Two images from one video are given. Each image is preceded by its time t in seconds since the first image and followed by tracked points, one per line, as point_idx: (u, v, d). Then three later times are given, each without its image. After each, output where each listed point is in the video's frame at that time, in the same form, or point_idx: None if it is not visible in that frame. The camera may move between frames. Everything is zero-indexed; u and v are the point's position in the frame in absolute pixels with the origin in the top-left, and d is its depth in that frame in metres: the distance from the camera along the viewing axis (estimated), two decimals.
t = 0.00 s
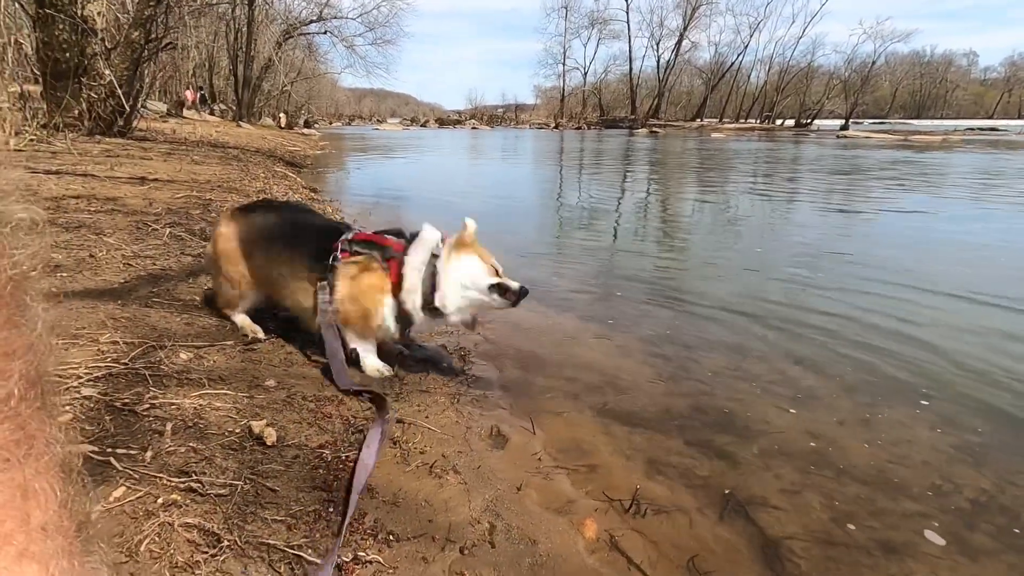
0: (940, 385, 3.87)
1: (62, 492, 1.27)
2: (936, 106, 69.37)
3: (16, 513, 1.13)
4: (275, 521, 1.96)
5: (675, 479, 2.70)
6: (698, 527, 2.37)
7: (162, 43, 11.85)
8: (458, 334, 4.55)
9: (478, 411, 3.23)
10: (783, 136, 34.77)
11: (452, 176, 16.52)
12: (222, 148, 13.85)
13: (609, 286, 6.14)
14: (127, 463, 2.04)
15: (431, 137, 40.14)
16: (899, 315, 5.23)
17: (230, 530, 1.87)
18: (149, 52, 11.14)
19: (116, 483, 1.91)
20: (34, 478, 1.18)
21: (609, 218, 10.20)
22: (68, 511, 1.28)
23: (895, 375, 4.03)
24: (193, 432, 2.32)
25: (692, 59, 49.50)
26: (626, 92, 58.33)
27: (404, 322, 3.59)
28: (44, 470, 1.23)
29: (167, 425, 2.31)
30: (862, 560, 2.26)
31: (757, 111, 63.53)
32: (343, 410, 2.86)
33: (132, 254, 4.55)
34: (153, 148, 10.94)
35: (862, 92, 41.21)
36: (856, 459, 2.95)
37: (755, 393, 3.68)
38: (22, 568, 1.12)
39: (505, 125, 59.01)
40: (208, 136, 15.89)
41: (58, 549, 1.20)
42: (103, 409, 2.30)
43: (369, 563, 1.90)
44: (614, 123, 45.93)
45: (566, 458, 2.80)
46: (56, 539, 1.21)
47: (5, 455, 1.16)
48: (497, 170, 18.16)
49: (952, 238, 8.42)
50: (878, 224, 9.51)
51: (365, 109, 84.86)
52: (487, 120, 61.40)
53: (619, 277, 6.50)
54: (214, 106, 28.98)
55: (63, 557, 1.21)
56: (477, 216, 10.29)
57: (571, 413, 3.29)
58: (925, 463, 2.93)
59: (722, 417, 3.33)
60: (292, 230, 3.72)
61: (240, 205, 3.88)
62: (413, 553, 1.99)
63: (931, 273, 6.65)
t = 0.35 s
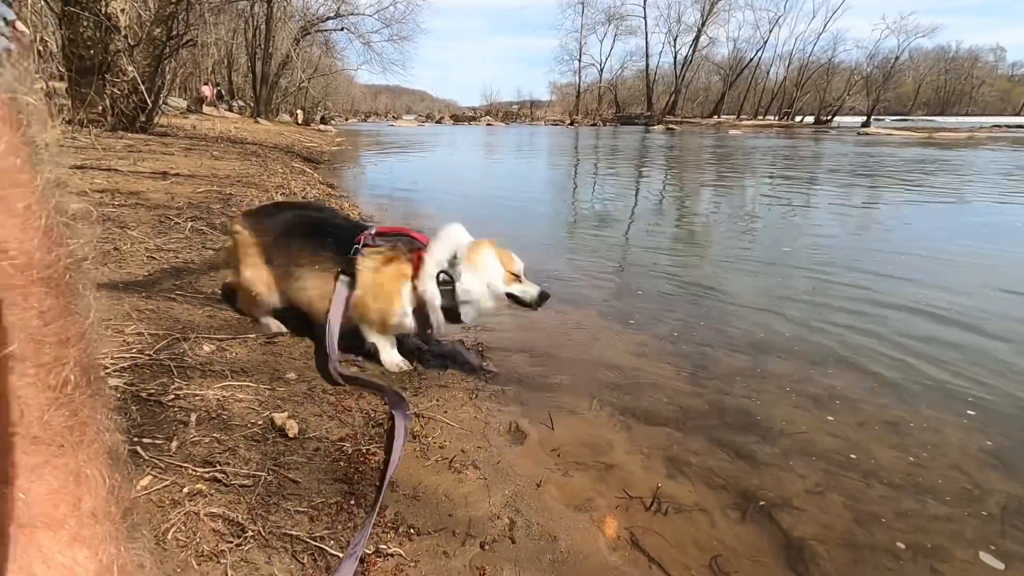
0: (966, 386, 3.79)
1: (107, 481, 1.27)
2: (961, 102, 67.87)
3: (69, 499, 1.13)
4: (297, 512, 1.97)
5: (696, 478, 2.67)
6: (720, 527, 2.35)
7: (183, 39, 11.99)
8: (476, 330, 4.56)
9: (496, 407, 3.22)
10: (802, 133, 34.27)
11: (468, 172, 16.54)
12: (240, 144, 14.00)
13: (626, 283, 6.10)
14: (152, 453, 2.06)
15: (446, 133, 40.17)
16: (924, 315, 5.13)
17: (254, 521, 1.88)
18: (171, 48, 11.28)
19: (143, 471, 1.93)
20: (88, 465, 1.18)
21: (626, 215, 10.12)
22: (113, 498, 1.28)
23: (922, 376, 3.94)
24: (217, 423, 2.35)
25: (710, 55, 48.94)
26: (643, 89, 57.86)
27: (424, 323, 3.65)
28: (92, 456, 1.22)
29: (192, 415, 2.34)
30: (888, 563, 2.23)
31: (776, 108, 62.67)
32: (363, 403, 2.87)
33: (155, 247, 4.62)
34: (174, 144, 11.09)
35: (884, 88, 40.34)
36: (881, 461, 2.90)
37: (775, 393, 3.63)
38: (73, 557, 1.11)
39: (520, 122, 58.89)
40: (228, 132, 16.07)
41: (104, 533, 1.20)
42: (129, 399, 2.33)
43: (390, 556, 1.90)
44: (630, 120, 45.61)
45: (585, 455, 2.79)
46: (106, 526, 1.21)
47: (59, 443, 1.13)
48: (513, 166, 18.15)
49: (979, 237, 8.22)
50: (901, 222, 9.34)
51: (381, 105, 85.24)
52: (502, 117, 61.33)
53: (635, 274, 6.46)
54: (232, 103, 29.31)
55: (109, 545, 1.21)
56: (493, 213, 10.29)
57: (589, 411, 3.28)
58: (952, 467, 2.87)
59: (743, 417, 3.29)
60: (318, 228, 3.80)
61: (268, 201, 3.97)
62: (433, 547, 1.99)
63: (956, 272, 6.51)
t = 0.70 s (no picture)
0: (983, 389, 3.74)
1: (137, 464, 0.96)
2: (979, 99, 66.90)
3: (99, 488, 0.85)
4: (311, 507, 1.99)
5: (708, 478, 2.66)
6: (732, 528, 2.34)
7: (197, 37, 12.09)
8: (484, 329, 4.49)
9: (506, 404, 3.24)
10: (815, 130, 33.93)
11: (478, 169, 16.58)
12: (253, 140, 14.13)
13: (637, 281, 6.08)
14: (169, 446, 2.09)
15: (457, 130, 40.22)
16: (939, 316, 5.06)
17: (268, 515, 1.91)
18: (185, 46, 11.38)
19: (160, 464, 1.96)
20: (118, 454, 0.88)
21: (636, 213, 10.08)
22: (142, 483, 0.98)
23: (937, 378, 3.90)
24: (231, 418, 2.37)
25: (723, 51, 48.64)
26: (654, 86, 57.56)
27: (432, 325, 3.69)
28: (121, 441, 0.91)
29: (207, 409, 2.37)
30: (903, 568, 2.20)
31: (790, 104, 62.04)
32: (375, 400, 2.90)
33: (170, 243, 4.67)
34: (188, 140, 11.21)
35: (900, 85, 39.80)
36: (895, 463, 2.87)
37: (788, 393, 3.61)
38: (99, 545, 0.86)
39: (530, 119, 58.85)
40: (241, 129, 16.20)
41: (137, 520, 0.93)
42: (146, 393, 2.36)
43: (402, 551, 1.92)
44: (641, 117, 45.43)
45: (596, 453, 2.79)
46: (135, 510, 0.93)
47: (87, 432, 0.84)
48: (523, 163, 18.15)
49: (997, 237, 8.10)
50: (916, 221, 9.22)
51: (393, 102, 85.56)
52: (513, 113, 61.35)
53: (645, 272, 6.44)
54: (245, 100, 29.54)
55: (142, 531, 0.94)
56: (503, 210, 10.30)
57: (599, 409, 3.28)
58: (969, 470, 2.84)
59: (755, 417, 3.27)
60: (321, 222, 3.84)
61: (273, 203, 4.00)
62: (445, 543, 2.00)
63: (973, 273, 6.41)
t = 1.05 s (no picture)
0: (993, 389, 3.70)
1: (147, 454, 0.97)
2: (990, 97, 66.21)
3: (111, 477, 0.86)
4: (316, 502, 2.00)
5: (713, 477, 2.65)
6: (738, 527, 2.33)
7: (206, 35, 12.15)
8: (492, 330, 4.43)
9: (512, 402, 3.24)
10: (824, 128, 33.69)
11: (484, 167, 16.59)
12: (261, 138, 14.20)
13: (643, 279, 6.07)
14: (177, 441, 2.11)
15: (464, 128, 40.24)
16: (949, 316, 5.02)
17: (275, 510, 1.92)
18: (194, 43, 11.44)
19: (168, 458, 1.97)
20: (129, 444, 0.89)
21: (644, 211, 10.04)
22: (153, 474, 0.99)
23: (948, 378, 3.86)
24: (238, 413, 2.39)
25: (731, 49, 48.36)
26: (662, 83, 57.31)
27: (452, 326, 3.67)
28: (131, 432, 0.92)
29: (215, 405, 2.38)
30: (911, 569, 2.19)
31: (798, 102, 61.61)
32: (380, 396, 2.90)
33: (178, 239, 4.70)
34: (196, 137, 11.28)
35: (910, 82, 39.38)
36: (904, 464, 2.84)
37: (794, 392, 3.59)
38: (110, 533, 0.87)
39: (537, 116, 58.74)
40: (248, 126, 16.27)
41: (146, 509, 0.94)
42: (154, 388, 2.38)
43: (408, 547, 1.92)
44: (648, 115, 45.27)
45: (602, 451, 2.79)
46: (145, 499, 0.94)
47: (99, 422, 0.85)
48: (530, 161, 18.15)
49: (1009, 236, 8.02)
50: (926, 219, 9.14)
51: (400, 100, 85.62)
52: (519, 111, 61.28)
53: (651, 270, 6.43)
54: (253, 98, 29.67)
55: (151, 520, 0.95)
56: (509, 207, 10.30)
57: (604, 407, 3.28)
58: (977, 471, 2.82)
59: (762, 416, 3.26)
60: (333, 216, 3.82)
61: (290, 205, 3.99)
62: (450, 540, 2.01)
63: (983, 272, 6.35)
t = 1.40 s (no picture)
0: (994, 388, 3.70)
1: (148, 450, 0.97)
2: (993, 95, 65.98)
3: (111, 473, 0.86)
4: (317, 499, 2.01)
5: (713, 475, 2.66)
6: (738, 525, 2.34)
7: (207, 32, 12.14)
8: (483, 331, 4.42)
9: (513, 400, 3.25)
10: (826, 126, 33.59)
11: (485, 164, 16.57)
12: (262, 135, 14.20)
13: (644, 277, 6.07)
14: (177, 438, 2.11)
15: (465, 125, 40.22)
16: (950, 314, 5.01)
17: (275, 507, 1.92)
18: (195, 40, 11.44)
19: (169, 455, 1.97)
20: (130, 440, 0.89)
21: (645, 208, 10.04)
22: (154, 469, 0.99)
23: (950, 377, 3.86)
24: (240, 410, 2.39)
25: (733, 46, 48.24)
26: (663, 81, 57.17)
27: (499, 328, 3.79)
28: (133, 428, 0.93)
29: (216, 402, 2.39)
30: (910, 567, 2.19)
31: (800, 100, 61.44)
32: (381, 394, 2.90)
33: (179, 236, 4.71)
34: (197, 134, 11.29)
35: (913, 80, 39.24)
36: (904, 462, 2.84)
37: (794, 389, 3.60)
38: (111, 528, 0.87)
39: (538, 114, 58.63)
40: (249, 123, 16.27)
41: (147, 505, 0.94)
42: (156, 385, 2.39)
43: (408, 544, 1.93)
44: (649, 112, 45.16)
45: (602, 449, 2.79)
46: (146, 495, 0.94)
47: (98, 419, 0.85)
48: (530, 159, 18.13)
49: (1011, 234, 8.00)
50: (928, 218, 9.11)
51: (401, 97, 85.54)
52: (521, 109, 61.18)
53: (652, 267, 6.43)
54: (254, 95, 29.67)
55: (153, 515, 0.95)
56: (510, 205, 10.30)
57: (605, 405, 3.28)
58: (978, 469, 2.82)
59: (762, 414, 3.27)
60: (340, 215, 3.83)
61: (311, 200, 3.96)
62: (450, 536, 2.01)
63: (985, 270, 6.34)
